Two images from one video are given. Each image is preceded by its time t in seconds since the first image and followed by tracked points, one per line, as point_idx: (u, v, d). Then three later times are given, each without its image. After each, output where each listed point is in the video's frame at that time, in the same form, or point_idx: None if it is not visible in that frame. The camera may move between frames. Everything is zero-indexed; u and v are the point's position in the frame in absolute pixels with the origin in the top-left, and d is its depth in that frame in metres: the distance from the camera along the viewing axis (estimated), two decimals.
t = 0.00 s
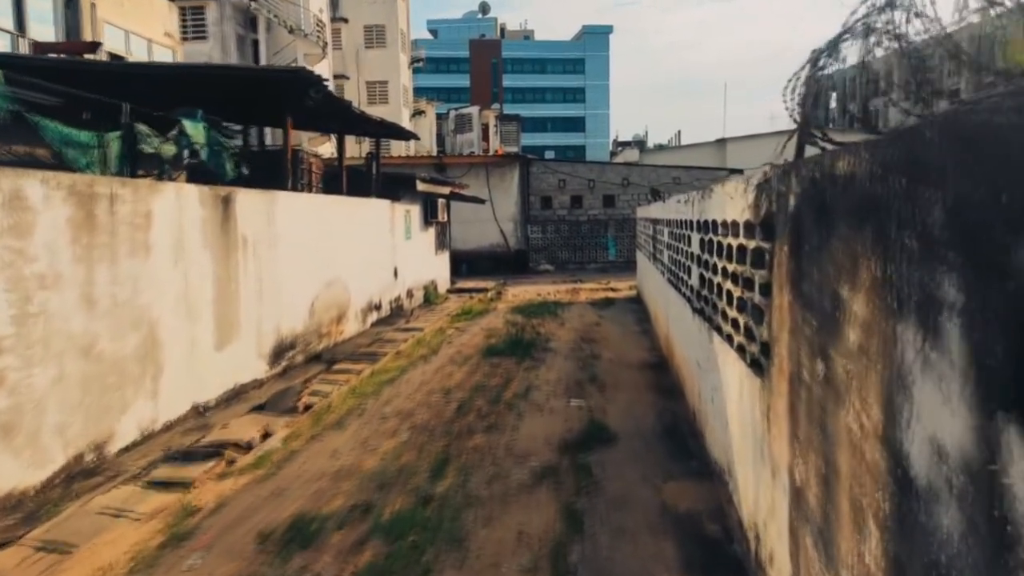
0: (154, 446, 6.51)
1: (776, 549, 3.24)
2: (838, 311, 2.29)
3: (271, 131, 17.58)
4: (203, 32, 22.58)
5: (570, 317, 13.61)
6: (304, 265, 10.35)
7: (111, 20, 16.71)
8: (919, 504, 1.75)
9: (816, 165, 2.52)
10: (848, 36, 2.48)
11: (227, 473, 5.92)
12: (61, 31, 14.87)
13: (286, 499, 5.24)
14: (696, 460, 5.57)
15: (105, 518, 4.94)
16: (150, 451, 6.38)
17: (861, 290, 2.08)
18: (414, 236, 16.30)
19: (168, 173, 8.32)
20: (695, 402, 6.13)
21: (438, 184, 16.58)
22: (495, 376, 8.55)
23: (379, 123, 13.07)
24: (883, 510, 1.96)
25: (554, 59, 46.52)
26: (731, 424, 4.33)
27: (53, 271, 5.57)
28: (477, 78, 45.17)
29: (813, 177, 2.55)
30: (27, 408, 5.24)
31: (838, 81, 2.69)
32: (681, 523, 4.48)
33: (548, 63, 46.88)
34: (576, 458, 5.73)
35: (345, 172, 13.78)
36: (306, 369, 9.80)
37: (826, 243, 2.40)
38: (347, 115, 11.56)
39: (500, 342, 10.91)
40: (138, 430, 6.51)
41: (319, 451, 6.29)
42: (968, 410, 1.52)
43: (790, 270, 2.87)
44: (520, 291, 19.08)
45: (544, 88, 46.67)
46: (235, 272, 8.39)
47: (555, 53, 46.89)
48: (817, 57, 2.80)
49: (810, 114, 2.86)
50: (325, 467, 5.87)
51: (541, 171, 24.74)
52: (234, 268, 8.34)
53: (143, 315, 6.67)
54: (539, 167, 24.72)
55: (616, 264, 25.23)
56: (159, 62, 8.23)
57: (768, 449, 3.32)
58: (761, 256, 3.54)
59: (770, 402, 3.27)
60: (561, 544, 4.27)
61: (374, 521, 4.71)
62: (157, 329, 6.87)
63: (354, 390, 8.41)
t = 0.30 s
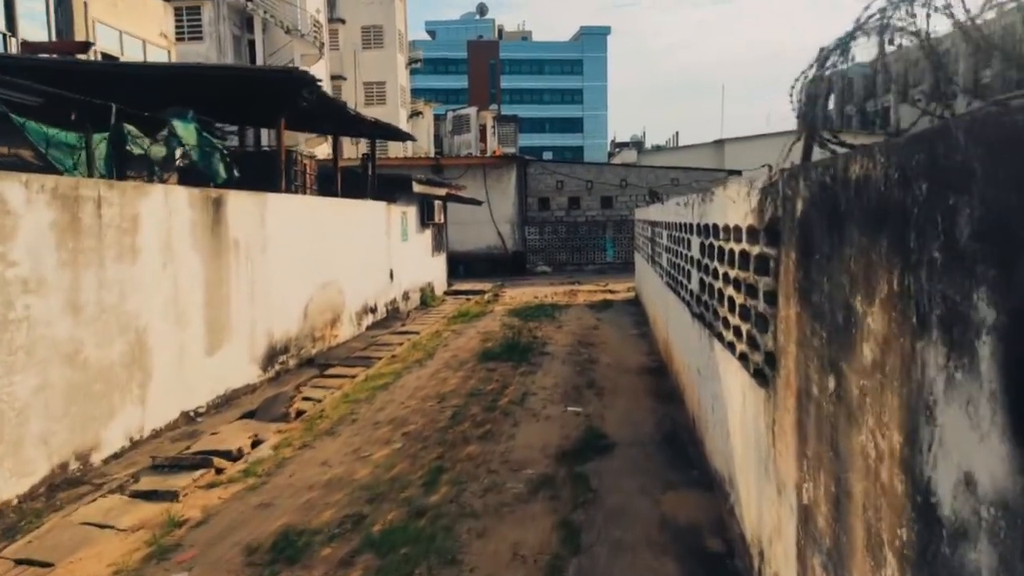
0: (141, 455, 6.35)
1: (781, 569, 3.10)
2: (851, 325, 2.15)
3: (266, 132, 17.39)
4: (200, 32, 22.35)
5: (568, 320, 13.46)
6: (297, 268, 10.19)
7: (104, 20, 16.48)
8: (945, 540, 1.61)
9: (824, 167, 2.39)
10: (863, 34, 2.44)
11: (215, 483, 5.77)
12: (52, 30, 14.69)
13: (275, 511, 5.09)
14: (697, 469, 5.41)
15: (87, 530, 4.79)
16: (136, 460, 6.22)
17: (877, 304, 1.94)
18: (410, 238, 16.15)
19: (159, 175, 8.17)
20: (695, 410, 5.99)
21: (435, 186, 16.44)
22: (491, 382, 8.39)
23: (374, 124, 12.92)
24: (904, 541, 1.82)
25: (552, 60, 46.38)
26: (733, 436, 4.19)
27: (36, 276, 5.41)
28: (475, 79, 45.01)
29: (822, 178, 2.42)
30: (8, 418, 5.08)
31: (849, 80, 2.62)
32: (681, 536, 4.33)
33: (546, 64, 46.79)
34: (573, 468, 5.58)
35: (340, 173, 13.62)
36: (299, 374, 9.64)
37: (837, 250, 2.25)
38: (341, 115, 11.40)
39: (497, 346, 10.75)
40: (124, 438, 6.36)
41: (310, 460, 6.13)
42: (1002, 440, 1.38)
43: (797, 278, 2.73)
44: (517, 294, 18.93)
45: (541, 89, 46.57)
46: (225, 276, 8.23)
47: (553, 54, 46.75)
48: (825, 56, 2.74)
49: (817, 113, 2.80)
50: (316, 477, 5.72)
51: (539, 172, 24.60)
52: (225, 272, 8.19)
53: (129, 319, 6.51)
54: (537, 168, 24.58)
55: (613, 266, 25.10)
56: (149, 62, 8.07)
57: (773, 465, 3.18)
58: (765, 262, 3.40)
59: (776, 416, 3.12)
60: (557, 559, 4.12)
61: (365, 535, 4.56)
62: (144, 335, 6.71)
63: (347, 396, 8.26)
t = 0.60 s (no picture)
0: (110, 464, 6.13)
1: None
2: (857, 335, 1.99)
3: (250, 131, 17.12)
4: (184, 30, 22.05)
5: (555, 322, 13.28)
6: (278, 269, 9.97)
7: (86, 17, 16.17)
8: None
9: (827, 165, 2.24)
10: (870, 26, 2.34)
11: (186, 494, 5.57)
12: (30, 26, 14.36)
13: (248, 524, 4.88)
14: (686, 477, 5.24)
15: (49, 546, 4.56)
16: (107, 469, 6.00)
17: (889, 314, 1.78)
18: (396, 239, 15.93)
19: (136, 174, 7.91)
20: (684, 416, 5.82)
21: (421, 186, 16.23)
22: (476, 386, 8.20)
23: (360, 124, 12.71)
24: (917, 574, 1.64)
25: (540, 60, 46.25)
26: (724, 445, 4.03)
27: None
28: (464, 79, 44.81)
29: (825, 175, 2.27)
30: None
31: (850, 75, 2.52)
32: (670, 549, 4.15)
33: (534, 64, 46.64)
34: (559, 476, 5.40)
35: (323, 173, 13.39)
36: (280, 378, 9.41)
37: (843, 254, 2.10)
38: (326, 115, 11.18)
39: (483, 349, 10.56)
40: (94, 447, 6.13)
41: (287, 470, 5.93)
42: None
43: (797, 282, 2.57)
44: (505, 295, 18.75)
45: (530, 89, 46.42)
46: (203, 278, 8.00)
47: (541, 54, 46.62)
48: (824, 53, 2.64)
49: (809, 111, 2.66)
50: (292, 488, 5.51)
51: (527, 172, 24.43)
52: (203, 274, 7.96)
53: (100, 323, 6.28)
54: (525, 168, 24.41)
55: (601, 266, 24.96)
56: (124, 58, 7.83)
57: (768, 479, 3.00)
58: (760, 265, 3.24)
59: (771, 427, 2.95)
60: None
61: (341, 550, 4.36)
62: (116, 339, 6.47)
63: (328, 401, 8.05)
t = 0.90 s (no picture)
0: (79, 472, 5.91)
1: None
2: (858, 338, 1.87)
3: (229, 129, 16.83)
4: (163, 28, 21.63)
5: (539, 323, 13.16)
6: (256, 270, 9.76)
7: (58, 13, 15.77)
8: None
9: (824, 157, 2.13)
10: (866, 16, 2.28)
11: (157, 502, 5.38)
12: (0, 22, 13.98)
13: (220, 534, 4.71)
14: (672, 481, 5.13)
15: (11, 560, 4.36)
16: (75, 477, 5.79)
17: (894, 315, 1.66)
18: (378, 239, 15.73)
19: (105, 173, 7.69)
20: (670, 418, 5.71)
21: (404, 185, 16.05)
22: (458, 389, 8.04)
23: (341, 122, 12.52)
24: None
25: (523, 60, 46.15)
26: (712, 450, 3.91)
27: None
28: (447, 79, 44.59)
29: (822, 166, 2.15)
30: None
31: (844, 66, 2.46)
32: (657, 557, 4.03)
33: (518, 65, 46.56)
34: (543, 482, 5.27)
35: (303, 172, 13.17)
36: (258, 381, 9.21)
37: (841, 252, 1.98)
38: (305, 113, 10.97)
39: (465, 351, 10.41)
40: (62, 454, 5.91)
41: (262, 477, 5.74)
42: None
43: (791, 282, 2.45)
44: (488, 295, 18.60)
45: (514, 89, 46.31)
46: (177, 279, 7.79)
47: (524, 54, 46.51)
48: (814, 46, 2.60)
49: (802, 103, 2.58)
50: (268, 496, 5.34)
51: (510, 172, 24.31)
52: (177, 275, 7.75)
53: (67, 325, 6.05)
54: (508, 168, 24.29)
55: (585, 266, 24.89)
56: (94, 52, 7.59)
57: (759, 487, 2.88)
58: (750, 265, 3.14)
59: (762, 433, 2.83)
60: None
61: (317, 560, 4.21)
62: (85, 342, 6.25)
63: (307, 405, 7.87)
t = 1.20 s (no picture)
0: (41, 483, 5.66)
1: None
2: (861, 345, 1.73)
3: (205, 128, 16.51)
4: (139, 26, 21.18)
5: (521, 324, 12.99)
6: (230, 272, 9.51)
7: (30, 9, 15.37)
8: None
9: (820, 150, 1.99)
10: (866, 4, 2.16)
11: (122, 514, 5.15)
12: None
13: (186, 549, 4.49)
14: (657, 488, 4.99)
15: None
16: (35, 488, 5.53)
17: (903, 322, 1.52)
18: (357, 240, 15.48)
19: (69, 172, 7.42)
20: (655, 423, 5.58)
21: (384, 185, 15.82)
22: (437, 393, 7.86)
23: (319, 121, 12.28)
24: None
25: (505, 61, 46.02)
26: (698, 457, 3.77)
27: None
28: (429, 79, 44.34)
29: (818, 159, 2.01)
30: None
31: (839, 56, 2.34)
32: (642, 569, 3.88)
33: (500, 66, 46.41)
34: (524, 489, 5.10)
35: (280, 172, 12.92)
36: (232, 385, 8.96)
37: (842, 249, 1.84)
38: (280, 111, 10.74)
39: (445, 353, 10.22)
40: (22, 464, 5.65)
41: (233, 487, 5.54)
42: None
43: (784, 283, 2.31)
44: (470, 296, 18.41)
45: (496, 90, 46.15)
46: (147, 281, 7.53)
47: (506, 55, 46.38)
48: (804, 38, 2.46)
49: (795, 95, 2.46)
50: (237, 507, 5.13)
51: (492, 172, 24.14)
52: (146, 277, 7.49)
53: (28, 329, 5.79)
54: (490, 168, 24.11)
55: (568, 267, 24.76)
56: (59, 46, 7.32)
57: (748, 498, 2.74)
58: (739, 266, 3.00)
59: (752, 441, 2.69)
60: None
61: None
62: (47, 347, 5.98)
63: (282, 410, 7.65)
